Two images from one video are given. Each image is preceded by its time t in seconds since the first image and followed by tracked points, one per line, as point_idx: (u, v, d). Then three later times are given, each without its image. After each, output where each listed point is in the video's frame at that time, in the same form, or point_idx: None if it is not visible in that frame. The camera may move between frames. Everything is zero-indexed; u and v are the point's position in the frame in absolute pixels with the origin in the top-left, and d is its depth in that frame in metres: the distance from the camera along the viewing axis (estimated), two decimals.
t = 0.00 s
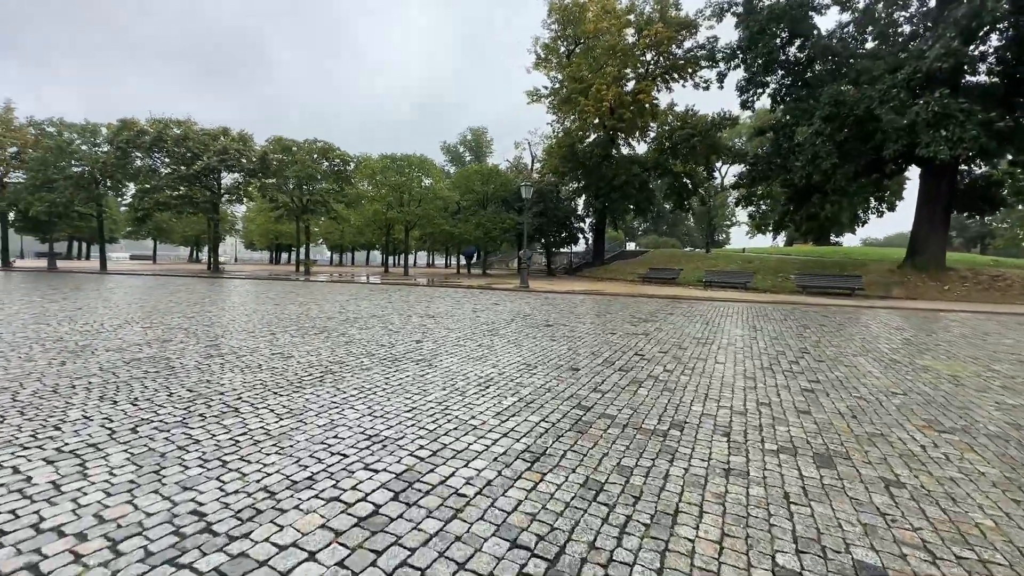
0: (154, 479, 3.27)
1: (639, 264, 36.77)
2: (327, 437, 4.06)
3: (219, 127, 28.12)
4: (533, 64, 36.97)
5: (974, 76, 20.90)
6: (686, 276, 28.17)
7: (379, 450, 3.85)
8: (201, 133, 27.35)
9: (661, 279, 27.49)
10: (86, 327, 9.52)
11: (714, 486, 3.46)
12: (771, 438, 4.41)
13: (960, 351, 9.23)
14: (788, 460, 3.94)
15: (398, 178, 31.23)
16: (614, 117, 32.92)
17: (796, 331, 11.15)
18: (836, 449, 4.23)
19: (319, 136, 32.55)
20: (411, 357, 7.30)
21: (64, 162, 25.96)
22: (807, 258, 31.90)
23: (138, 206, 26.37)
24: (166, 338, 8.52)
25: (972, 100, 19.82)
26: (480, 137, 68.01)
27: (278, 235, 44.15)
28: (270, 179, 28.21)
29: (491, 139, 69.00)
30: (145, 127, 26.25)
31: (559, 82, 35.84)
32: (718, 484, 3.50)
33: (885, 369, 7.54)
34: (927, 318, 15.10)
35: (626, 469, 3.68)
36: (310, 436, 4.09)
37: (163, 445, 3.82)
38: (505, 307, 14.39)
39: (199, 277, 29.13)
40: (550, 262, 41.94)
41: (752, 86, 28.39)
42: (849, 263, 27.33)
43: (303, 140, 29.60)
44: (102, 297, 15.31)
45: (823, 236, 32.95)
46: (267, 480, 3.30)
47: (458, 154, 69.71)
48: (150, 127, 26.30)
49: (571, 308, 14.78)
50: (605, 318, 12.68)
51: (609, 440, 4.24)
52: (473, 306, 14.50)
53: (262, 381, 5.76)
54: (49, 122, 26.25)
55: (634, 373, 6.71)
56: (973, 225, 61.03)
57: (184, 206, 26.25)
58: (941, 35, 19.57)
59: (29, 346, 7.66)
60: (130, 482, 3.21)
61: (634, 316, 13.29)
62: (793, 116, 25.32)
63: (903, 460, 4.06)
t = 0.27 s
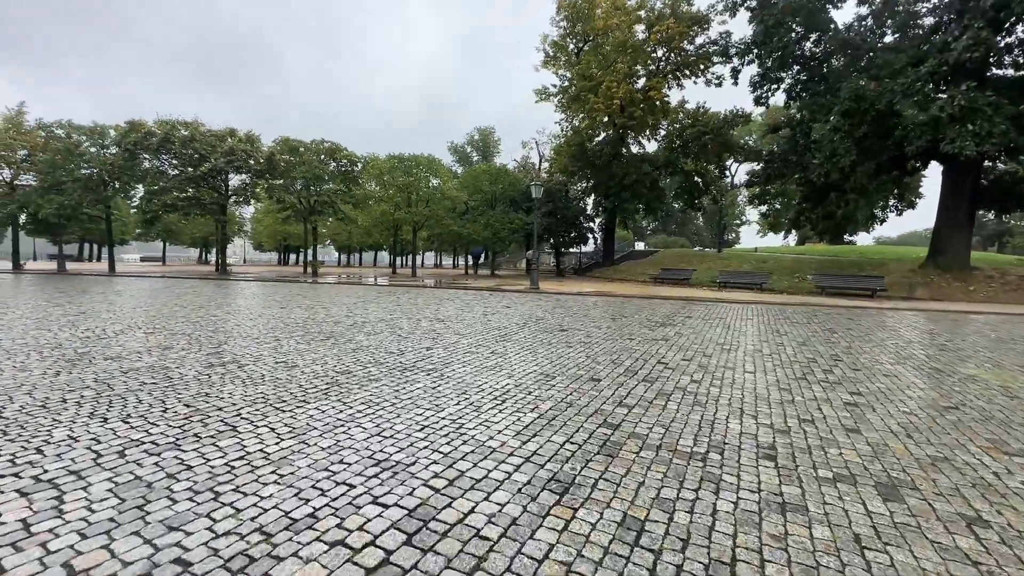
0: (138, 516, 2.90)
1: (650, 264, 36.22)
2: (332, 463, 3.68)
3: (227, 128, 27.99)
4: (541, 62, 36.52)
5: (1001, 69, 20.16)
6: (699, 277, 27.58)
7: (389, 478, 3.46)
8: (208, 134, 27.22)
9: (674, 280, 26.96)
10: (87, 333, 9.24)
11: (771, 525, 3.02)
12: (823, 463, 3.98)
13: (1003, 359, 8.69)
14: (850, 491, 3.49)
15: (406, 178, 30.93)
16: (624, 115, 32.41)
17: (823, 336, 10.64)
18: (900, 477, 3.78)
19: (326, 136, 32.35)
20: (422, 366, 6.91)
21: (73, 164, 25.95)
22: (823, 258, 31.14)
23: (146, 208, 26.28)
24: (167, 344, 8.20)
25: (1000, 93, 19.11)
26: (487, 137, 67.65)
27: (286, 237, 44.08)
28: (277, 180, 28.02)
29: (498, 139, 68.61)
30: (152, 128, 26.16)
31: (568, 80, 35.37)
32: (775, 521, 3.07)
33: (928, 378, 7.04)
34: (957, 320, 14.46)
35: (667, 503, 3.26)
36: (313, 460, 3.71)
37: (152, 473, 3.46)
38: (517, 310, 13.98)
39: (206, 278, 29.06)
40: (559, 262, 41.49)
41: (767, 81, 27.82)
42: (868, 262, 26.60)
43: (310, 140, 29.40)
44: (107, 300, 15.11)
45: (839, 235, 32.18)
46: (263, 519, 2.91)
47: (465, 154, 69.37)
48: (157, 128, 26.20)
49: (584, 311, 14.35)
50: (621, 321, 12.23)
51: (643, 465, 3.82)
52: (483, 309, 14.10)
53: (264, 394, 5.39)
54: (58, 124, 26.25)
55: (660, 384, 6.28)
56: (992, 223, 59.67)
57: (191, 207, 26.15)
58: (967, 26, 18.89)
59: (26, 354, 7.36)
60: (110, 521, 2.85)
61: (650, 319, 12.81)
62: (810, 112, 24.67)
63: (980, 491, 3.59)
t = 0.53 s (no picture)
0: (115, 555, 2.50)
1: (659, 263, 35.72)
2: (339, 486, 3.27)
3: (231, 127, 27.77)
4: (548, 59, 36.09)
5: None
6: (711, 276, 27.04)
7: (403, 505, 3.06)
8: (212, 133, 27.03)
9: (685, 279, 26.44)
10: (86, 336, 8.92)
11: (849, 564, 2.60)
12: (890, 484, 3.54)
13: None
14: (929, 520, 3.06)
15: (412, 177, 30.61)
16: (633, 112, 31.94)
17: (851, 337, 10.15)
18: (979, 501, 3.34)
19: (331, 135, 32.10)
20: (433, 371, 6.51)
21: (78, 165, 25.84)
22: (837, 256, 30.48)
23: (150, 208, 26.11)
24: (166, 349, 7.84)
25: None
26: (493, 136, 67.32)
27: (291, 237, 43.93)
28: (282, 180, 27.79)
29: (504, 138, 68.24)
30: (157, 128, 25.99)
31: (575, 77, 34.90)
32: (853, 559, 2.64)
33: (976, 384, 6.55)
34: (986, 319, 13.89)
35: (723, 537, 2.83)
36: (317, 483, 3.31)
37: (137, 499, 3.07)
38: (528, 311, 13.58)
39: (212, 279, 28.88)
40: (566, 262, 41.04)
41: (779, 76, 27.41)
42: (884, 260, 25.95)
43: (315, 139, 29.14)
44: (110, 301, 14.86)
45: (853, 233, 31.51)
46: (260, 559, 2.51)
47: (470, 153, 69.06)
48: (161, 128, 26.03)
49: (597, 311, 13.92)
50: (636, 322, 11.78)
51: (688, 488, 3.39)
52: (493, 309, 13.70)
53: (265, 404, 5.00)
54: (63, 125, 26.15)
55: (689, 391, 5.85)
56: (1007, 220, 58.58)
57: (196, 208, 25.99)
58: (991, 15, 18.26)
59: (17, 359, 7.00)
60: (83, 561, 2.46)
61: (667, 319, 12.36)
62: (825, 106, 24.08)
63: None
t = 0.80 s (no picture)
0: None
1: (667, 263, 35.20)
2: (349, 525, 2.88)
3: (235, 128, 27.54)
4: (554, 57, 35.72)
5: None
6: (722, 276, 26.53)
7: (423, 550, 2.66)
8: (216, 134, 26.80)
9: (695, 279, 25.96)
10: (83, 344, 8.60)
11: None
12: (974, 519, 3.10)
13: None
14: None
15: (417, 177, 30.25)
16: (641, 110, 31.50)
17: (880, 341, 9.70)
18: None
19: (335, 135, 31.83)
20: (446, 381, 6.11)
21: (82, 167, 25.68)
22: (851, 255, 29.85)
23: (154, 210, 25.91)
24: (164, 358, 7.47)
25: None
26: (497, 136, 66.98)
27: (296, 238, 43.74)
28: (286, 181, 27.51)
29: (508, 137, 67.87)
30: (160, 129, 25.77)
31: (581, 75, 34.48)
32: None
33: None
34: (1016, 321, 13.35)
35: None
36: (324, 521, 2.92)
37: (119, 543, 2.69)
38: (538, 314, 13.17)
39: (216, 282, 28.63)
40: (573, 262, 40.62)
41: (790, 71, 26.94)
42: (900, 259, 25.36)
43: (319, 140, 28.88)
44: (112, 305, 14.56)
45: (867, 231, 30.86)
46: None
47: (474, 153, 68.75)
48: (165, 129, 25.82)
49: (609, 314, 13.49)
50: (652, 326, 11.37)
51: (744, 525, 2.97)
52: (502, 312, 13.31)
53: (267, 421, 4.63)
54: (66, 127, 25.99)
55: (723, 404, 5.41)
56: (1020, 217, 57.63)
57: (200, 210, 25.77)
58: (1014, 5, 17.68)
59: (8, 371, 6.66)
60: None
61: (683, 323, 11.91)
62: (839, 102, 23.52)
63: None
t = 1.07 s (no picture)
0: None
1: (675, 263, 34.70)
2: (358, 561, 2.51)
3: (239, 128, 27.33)
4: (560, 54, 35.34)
5: None
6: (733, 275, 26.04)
7: None
8: (220, 134, 26.64)
9: (706, 279, 25.46)
10: (81, 347, 8.29)
11: None
12: None
13: None
14: None
15: (422, 176, 29.94)
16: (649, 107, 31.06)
17: (910, 342, 9.26)
18: None
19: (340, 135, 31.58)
20: (459, 388, 5.74)
21: (86, 168, 25.57)
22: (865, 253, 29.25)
23: (158, 211, 25.75)
24: (163, 362, 7.14)
25: None
26: (501, 135, 66.72)
27: (301, 239, 43.60)
28: (291, 181, 27.30)
29: (513, 136, 67.53)
30: (164, 129, 25.60)
31: (588, 72, 34.06)
32: None
33: None
34: None
35: None
36: (329, 556, 2.55)
37: None
38: (549, 315, 12.79)
39: (221, 283, 28.48)
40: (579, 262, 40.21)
41: (802, 66, 26.57)
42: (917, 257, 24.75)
43: (324, 139, 28.64)
44: (114, 307, 14.31)
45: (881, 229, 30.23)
46: None
47: (479, 153, 68.48)
48: (169, 129, 25.65)
49: (623, 314, 13.09)
50: (669, 327, 10.97)
51: (812, 561, 2.59)
52: (512, 313, 12.95)
53: (268, 433, 4.27)
54: (70, 127, 25.89)
55: (758, 413, 5.01)
56: None
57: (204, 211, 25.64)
58: None
59: None
60: None
61: (700, 323, 11.50)
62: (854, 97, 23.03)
63: None
